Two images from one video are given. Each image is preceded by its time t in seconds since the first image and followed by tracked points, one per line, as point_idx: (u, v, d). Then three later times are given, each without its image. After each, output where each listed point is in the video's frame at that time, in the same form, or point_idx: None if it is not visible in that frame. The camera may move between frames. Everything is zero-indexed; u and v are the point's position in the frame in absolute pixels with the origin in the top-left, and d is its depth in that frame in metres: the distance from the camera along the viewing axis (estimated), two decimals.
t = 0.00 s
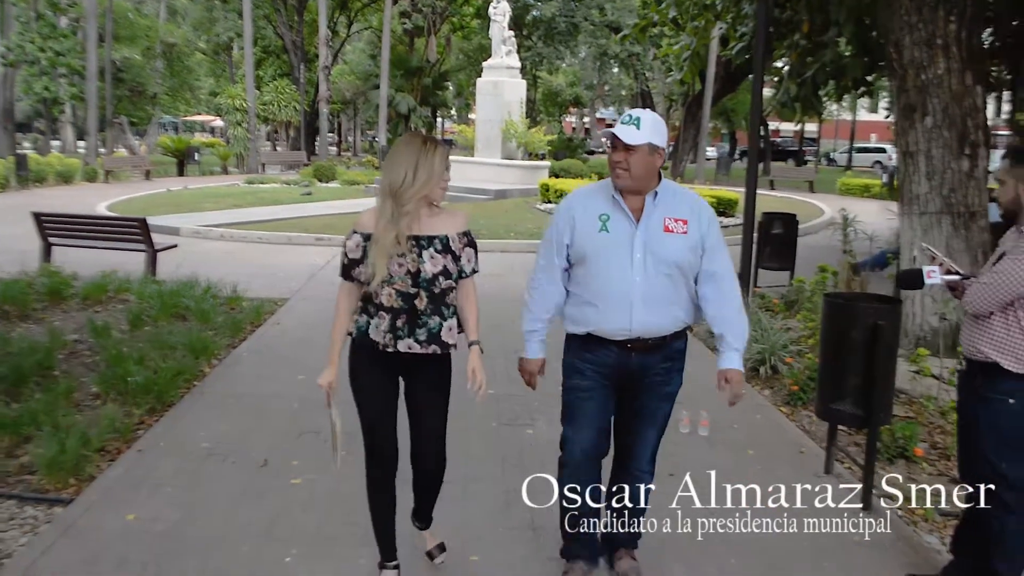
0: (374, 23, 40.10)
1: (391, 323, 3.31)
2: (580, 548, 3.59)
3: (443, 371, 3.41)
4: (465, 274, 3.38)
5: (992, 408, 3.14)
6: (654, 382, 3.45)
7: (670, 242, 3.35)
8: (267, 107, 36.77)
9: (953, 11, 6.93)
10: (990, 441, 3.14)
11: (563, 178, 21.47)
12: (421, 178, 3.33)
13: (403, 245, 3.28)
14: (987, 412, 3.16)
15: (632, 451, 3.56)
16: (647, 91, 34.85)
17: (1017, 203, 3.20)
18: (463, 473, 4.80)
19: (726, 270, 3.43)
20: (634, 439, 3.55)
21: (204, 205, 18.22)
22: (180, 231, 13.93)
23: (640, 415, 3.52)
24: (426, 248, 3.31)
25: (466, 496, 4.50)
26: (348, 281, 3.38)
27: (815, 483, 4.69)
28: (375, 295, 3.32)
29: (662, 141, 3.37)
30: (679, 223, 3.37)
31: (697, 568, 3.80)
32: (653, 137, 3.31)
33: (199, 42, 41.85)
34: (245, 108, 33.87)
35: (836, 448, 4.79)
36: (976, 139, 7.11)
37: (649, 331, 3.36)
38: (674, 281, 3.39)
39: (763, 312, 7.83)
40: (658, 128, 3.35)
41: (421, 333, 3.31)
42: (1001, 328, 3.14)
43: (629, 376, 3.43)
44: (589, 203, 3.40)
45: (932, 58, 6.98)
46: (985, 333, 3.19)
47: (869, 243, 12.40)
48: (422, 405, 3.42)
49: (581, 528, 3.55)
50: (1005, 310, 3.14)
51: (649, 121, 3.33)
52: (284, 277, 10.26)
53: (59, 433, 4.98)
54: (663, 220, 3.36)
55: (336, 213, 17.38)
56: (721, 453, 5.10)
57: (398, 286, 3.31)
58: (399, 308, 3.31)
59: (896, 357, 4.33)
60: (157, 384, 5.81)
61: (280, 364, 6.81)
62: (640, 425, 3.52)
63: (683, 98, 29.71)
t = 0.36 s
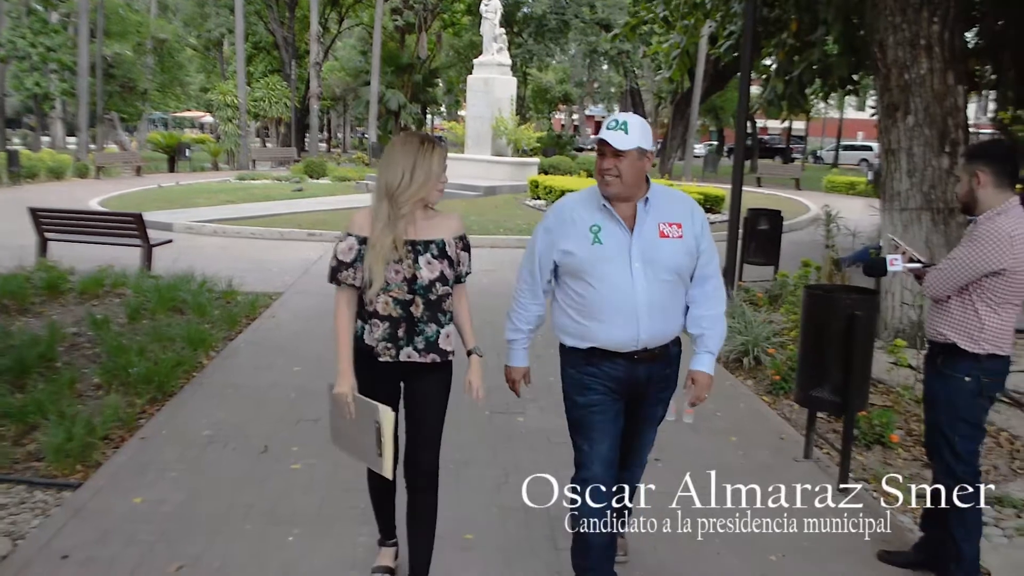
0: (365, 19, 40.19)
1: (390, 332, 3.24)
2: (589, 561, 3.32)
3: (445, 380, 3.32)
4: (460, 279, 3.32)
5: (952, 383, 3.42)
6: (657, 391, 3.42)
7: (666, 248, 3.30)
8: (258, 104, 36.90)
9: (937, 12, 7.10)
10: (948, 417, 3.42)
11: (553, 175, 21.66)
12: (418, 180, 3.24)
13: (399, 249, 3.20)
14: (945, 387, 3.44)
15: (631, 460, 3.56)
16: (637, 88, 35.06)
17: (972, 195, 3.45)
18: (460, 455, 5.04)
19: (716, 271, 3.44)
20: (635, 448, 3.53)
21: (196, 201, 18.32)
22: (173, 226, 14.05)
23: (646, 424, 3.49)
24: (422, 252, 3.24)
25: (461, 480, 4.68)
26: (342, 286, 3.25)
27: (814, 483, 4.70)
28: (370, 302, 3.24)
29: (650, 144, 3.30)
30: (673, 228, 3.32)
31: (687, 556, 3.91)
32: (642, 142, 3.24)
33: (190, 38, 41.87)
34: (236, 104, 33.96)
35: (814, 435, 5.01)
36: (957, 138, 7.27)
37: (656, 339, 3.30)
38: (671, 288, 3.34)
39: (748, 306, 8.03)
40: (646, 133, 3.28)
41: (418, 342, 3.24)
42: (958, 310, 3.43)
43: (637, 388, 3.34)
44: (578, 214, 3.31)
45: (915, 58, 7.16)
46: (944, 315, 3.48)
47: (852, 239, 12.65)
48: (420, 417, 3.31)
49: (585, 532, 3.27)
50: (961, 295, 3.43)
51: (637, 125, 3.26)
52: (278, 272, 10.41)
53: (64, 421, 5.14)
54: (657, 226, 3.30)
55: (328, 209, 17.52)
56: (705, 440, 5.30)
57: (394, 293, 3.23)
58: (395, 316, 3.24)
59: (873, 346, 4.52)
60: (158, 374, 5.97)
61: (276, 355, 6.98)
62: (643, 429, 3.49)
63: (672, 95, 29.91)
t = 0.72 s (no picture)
0: (357, 18, 40.33)
1: (387, 330, 3.27)
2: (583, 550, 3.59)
3: (447, 380, 3.36)
4: (468, 280, 3.31)
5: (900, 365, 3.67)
6: (649, 385, 3.47)
7: (655, 239, 3.43)
8: (250, 101, 37.15)
9: (918, 15, 7.29)
10: (893, 399, 3.69)
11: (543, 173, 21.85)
12: (420, 175, 3.28)
13: (400, 245, 3.23)
14: (895, 372, 3.69)
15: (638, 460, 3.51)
16: (627, 87, 35.27)
17: (935, 192, 3.72)
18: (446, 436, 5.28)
19: (701, 263, 3.63)
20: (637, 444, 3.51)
21: (189, 198, 18.46)
22: (167, 223, 14.19)
23: (645, 419, 3.48)
24: (424, 249, 3.27)
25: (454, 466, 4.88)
26: (346, 282, 3.34)
27: (814, 483, 4.73)
28: (369, 298, 3.28)
29: (638, 136, 3.41)
30: (662, 219, 3.46)
31: (684, 554, 3.98)
32: (630, 134, 3.35)
33: (181, 35, 41.95)
34: (228, 102, 34.09)
35: (794, 423, 5.22)
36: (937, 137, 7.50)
37: (638, 334, 3.39)
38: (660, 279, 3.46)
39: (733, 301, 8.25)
40: (635, 125, 3.38)
41: (418, 341, 3.27)
42: (914, 297, 3.67)
43: (624, 384, 3.44)
44: (567, 207, 3.42)
45: (897, 60, 7.36)
46: (902, 303, 3.73)
47: (836, 236, 12.89)
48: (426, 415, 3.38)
49: (585, 529, 3.55)
50: (917, 284, 3.66)
51: (626, 116, 3.36)
52: (272, 268, 10.57)
53: (70, 411, 5.31)
54: (646, 217, 3.44)
55: (321, 206, 17.67)
56: (690, 428, 5.52)
57: (392, 290, 3.26)
58: (394, 314, 3.27)
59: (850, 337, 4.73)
60: (159, 366, 6.15)
61: (272, 348, 7.16)
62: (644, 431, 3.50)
63: (662, 93, 30.11)
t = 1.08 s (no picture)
0: (352, 17, 40.51)
1: (365, 340, 3.21)
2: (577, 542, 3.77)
3: (419, 390, 3.32)
4: (446, 284, 3.27)
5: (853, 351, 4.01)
6: (632, 402, 3.37)
7: (648, 254, 3.32)
8: (246, 100, 37.77)
9: (899, 18, 7.47)
10: (846, 383, 4.04)
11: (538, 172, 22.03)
12: (394, 181, 3.23)
13: (376, 251, 3.18)
14: (847, 357, 4.05)
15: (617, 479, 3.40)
16: (621, 87, 35.47)
17: (893, 190, 4.05)
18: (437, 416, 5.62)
19: (705, 282, 3.47)
20: (614, 461, 3.41)
21: (187, 197, 18.61)
22: (165, 221, 14.35)
23: (624, 436, 3.38)
24: (402, 255, 3.21)
25: (446, 455, 5.02)
26: (321, 291, 3.31)
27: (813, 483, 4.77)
28: (348, 308, 3.23)
29: (633, 149, 3.29)
30: (658, 235, 3.35)
31: (687, 556, 3.97)
32: (620, 146, 3.24)
33: (178, 34, 42.13)
34: (224, 101, 34.25)
35: (776, 414, 5.40)
36: (918, 137, 7.70)
37: (622, 351, 3.32)
38: (654, 297, 3.36)
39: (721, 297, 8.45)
40: (630, 136, 3.26)
41: (398, 350, 3.22)
42: (865, 288, 4.02)
43: (602, 399, 3.39)
44: (561, 216, 3.39)
45: (878, 62, 7.54)
46: (859, 296, 4.06)
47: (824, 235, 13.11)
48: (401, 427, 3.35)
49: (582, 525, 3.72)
50: (871, 278, 3.99)
51: (618, 127, 3.25)
52: (270, 265, 10.73)
53: (75, 401, 5.47)
54: (641, 231, 3.34)
55: (317, 204, 17.83)
56: (677, 419, 5.70)
57: (370, 299, 3.21)
58: (372, 323, 3.22)
59: (829, 329, 4.92)
60: (161, 358, 6.32)
61: (270, 342, 7.32)
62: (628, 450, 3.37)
63: (656, 93, 30.31)
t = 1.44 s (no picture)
0: (350, 17, 40.69)
1: (354, 347, 3.11)
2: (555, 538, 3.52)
3: (405, 398, 3.23)
4: (425, 284, 3.24)
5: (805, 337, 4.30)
6: (646, 406, 3.33)
7: (664, 249, 3.24)
8: (246, 100, 37.63)
9: (884, 21, 7.66)
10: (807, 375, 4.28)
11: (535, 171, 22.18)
12: (374, 180, 3.10)
13: (358, 254, 3.06)
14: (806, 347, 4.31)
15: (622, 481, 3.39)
16: (618, 86, 35.65)
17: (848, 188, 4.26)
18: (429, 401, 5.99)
19: (724, 282, 3.25)
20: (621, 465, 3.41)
21: (187, 195, 18.75)
22: (166, 219, 14.51)
23: (635, 441, 3.37)
24: (385, 257, 3.11)
25: (445, 443, 5.20)
26: (294, 298, 3.10)
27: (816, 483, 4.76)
28: (331, 313, 3.10)
29: (657, 142, 3.25)
30: (676, 231, 3.26)
31: (686, 554, 3.98)
32: (642, 137, 3.19)
33: (177, 33, 42.28)
34: (223, 100, 34.40)
35: (764, 405, 5.57)
36: (904, 137, 7.93)
37: (639, 350, 3.26)
38: (670, 294, 3.27)
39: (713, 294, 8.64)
40: (653, 127, 3.22)
41: (384, 357, 3.13)
42: (817, 281, 4.28)
43: (619, 400, 3.33)
44: (580, 208, 3.34)
45: (865, 63, 7.73)
46: (815, 289, 4.31)
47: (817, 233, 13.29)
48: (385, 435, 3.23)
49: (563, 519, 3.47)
50: (822, 271, 4.23)
51: (642, 118, 3.21)
52: (270, 262, 10.90)
53: (83, 392, 5.63)
54: (658, 227, 3.26)
55: (316, 203, 17.98)
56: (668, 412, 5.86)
57: (355, 305, 3.09)
58: (359, 329, 3.11)
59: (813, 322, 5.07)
60: (166, 352, 6.48)
61: (272, 337, 7.49)
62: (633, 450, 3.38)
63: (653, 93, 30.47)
